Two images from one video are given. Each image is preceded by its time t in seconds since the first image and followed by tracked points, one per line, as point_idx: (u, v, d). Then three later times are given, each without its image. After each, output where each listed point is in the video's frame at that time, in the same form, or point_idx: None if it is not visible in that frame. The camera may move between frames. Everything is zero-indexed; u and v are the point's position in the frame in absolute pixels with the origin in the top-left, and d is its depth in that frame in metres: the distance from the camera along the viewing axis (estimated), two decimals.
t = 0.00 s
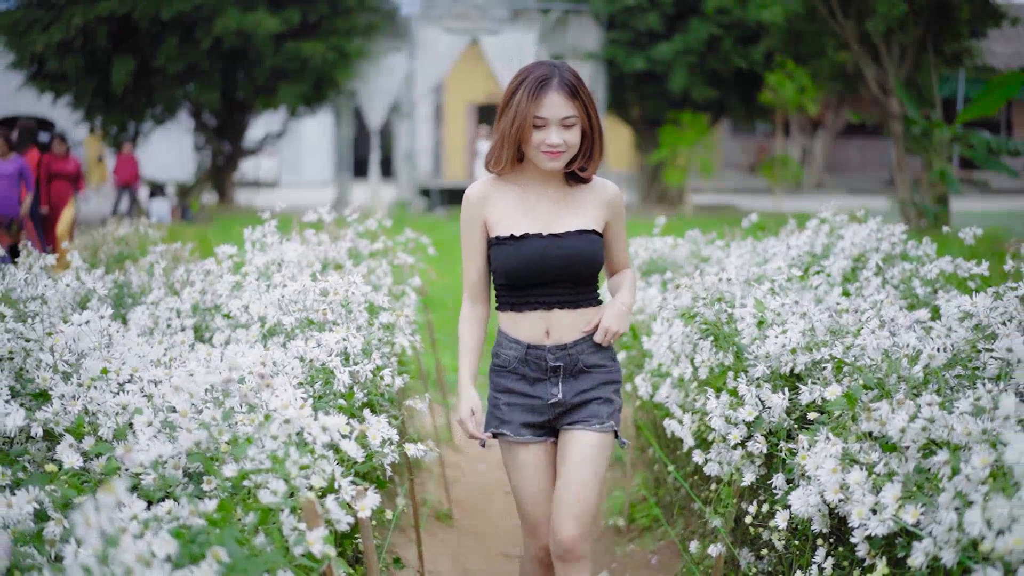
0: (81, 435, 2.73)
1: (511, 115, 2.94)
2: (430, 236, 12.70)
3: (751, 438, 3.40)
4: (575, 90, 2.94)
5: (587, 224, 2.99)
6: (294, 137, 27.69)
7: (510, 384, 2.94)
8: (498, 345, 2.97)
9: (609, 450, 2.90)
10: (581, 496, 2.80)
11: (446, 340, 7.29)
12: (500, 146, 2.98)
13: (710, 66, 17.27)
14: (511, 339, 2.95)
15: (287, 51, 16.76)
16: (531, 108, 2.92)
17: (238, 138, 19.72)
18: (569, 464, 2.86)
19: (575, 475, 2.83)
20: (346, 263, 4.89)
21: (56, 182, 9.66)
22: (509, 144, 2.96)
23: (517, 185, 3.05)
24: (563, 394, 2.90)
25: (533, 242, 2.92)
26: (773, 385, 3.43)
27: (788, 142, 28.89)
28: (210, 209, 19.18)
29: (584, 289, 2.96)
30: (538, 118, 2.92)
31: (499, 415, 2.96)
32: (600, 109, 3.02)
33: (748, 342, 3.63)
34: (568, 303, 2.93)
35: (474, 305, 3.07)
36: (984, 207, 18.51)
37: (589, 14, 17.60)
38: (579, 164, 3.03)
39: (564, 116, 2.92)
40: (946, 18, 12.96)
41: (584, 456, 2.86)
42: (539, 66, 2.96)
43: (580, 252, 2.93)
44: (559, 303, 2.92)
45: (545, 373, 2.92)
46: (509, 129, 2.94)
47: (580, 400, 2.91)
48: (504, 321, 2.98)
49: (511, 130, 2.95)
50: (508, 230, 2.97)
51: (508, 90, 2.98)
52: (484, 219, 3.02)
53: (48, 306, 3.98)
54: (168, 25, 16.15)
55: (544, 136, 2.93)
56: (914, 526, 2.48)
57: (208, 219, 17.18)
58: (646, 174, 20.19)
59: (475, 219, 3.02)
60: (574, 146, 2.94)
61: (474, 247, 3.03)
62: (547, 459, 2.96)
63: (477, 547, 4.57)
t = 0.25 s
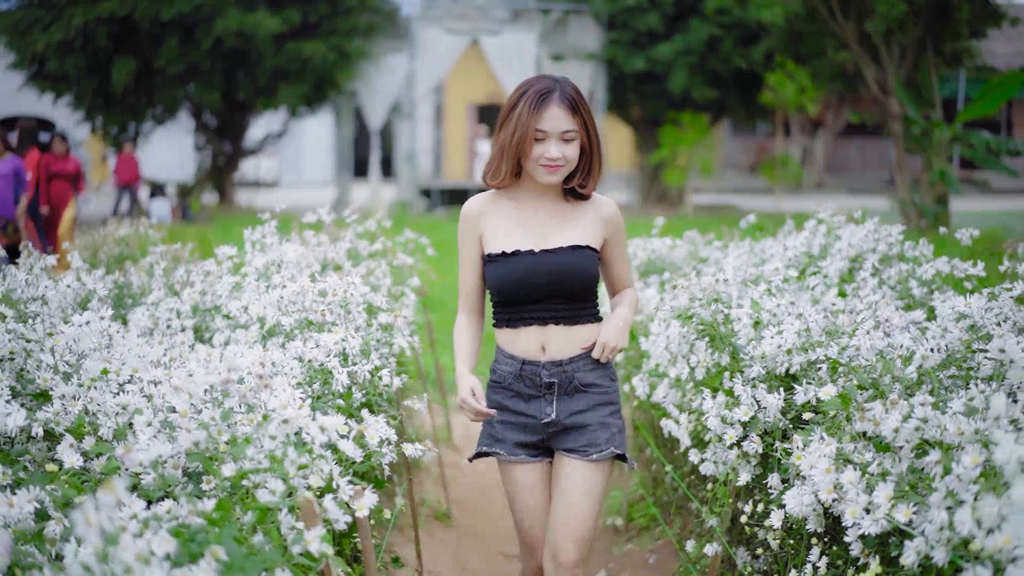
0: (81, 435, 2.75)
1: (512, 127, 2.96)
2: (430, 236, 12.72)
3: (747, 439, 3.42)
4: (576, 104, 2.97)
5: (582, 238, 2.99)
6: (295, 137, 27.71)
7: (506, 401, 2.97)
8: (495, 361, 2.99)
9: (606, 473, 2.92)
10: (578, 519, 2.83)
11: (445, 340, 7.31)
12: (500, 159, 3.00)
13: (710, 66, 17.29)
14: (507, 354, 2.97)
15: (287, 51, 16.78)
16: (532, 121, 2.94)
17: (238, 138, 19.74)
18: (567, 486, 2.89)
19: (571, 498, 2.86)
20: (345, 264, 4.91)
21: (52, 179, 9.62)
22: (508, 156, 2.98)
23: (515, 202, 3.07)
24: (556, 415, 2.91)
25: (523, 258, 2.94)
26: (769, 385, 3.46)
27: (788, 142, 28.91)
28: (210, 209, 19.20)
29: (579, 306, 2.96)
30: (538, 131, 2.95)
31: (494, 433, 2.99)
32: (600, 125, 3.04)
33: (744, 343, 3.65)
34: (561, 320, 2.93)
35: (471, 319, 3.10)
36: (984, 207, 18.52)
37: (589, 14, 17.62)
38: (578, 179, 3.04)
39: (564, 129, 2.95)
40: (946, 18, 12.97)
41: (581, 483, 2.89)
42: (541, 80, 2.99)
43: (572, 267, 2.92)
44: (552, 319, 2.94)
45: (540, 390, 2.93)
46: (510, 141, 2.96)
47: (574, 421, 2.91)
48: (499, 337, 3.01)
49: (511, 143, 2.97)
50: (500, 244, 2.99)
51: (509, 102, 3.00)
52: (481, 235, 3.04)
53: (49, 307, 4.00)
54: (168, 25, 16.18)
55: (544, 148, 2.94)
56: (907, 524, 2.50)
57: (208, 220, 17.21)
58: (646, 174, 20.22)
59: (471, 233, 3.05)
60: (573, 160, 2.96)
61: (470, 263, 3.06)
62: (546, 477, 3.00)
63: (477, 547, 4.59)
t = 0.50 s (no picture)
0: (81, 435, 2.77)
1: (511, 130, 2.98)
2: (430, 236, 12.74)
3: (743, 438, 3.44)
4: (574, 108, 2.99)
5: (583, 243, 3.01)
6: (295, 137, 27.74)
7: (509, 413, 2.93)
8: (496, 375, 2.96)
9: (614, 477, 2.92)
10: (582, 527, 2.82)
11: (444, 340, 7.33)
12: (499, 162, 3.01)
13: (710, 66, 17.31)
14: (510, 366, 2.94)
15: (288, 51, 16.81)
16: (531, 123, 2.96)
17: (238, 138, 19.75)
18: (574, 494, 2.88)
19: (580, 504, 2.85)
20: (344, 264, 4.93)
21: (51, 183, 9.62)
22: (507, 159, 2.99)
23: (513, 206, 3.07)
24: (566, 423, 2.89)
25: (527, 261, 2.93)
26: (765, 386, 3.47)
27: (788, 142, 28.93)
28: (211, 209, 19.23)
29: (582, 311, 2.98)
30: (537, 133, 2.96)
31: (497, 446, 2.94)
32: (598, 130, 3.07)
33: (740, 343, 3.67)
34: (565, 325, 2.94)
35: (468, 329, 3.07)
36: (983, 207, 18.53)
37: (589, 15, 17.62)
38: (575, 185, 3.07)
39: (563, 132, 2.96)
40: (946, 18, 12.97)
41: (592, 487, 2.87)
42: (540, 84, 3.01)
43: (576, 270, 2.94)
44: (556, 323, 2.93)
45: (546, 399, 2.91)
46: (508, 143, 2.97)
47: (583, 427, 2.91)
48: (500, 347, 2.98)
49: (510, 146, 2.98)
50: (503, 249, 2.98)
51: (508, 105, 3.02)
52: (477, 241, 3.02)
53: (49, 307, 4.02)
54: (168, 26, 16.20)
55: (543, 152, 2.96)
56: (900, 524, 2.52)
57: (209, 220, 17.22)
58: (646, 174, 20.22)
59: (467, 238, 3.03)
60: (571, 164, 2.98)
61: (468, 271, 3.04)
62: (546, 494, 2.96)
63: (476, 547, 4.60)
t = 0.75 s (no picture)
0: (80, 436, 2.78)
1: (506, 132, 2.98)
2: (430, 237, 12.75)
3: (739, 440, 3.45)
4: (570, 109, 2.99)
5: (584, 248, 3.03)
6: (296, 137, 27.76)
7: (511, 422, 2.91)
8: (496, 384, 2.94)
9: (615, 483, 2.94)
10: (582, 534, 2.86)
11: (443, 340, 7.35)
12: (495, 165, 3.02)
13: (710, 66, 17.32)
14: (510, 374, 2.92)
15: (288, 51, 16.82)
16: (526, 125, 2.96)
17: (239, 138, 19.77)
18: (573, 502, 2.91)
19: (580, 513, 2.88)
20: (343, 265, 4.94)
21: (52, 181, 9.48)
22: (503, 162, 3.00)
23: (511, 209, 3.07)
24: (570, 429, 2.89)
25: (530, 264, 2.93)
26: (761, 387, 3.49)
27: (788, 142, 28.94)
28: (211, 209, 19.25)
29: (583, 316, 2.98)
30: (533, 135, 2.97)
31: (501, 456, 2.92)
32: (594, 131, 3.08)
33: (737, 344, 3.69)
34: (565, 329, 2.94)
35: (466, 338, 3.07)
36: (984, 207, 18.55)
37: (590, 14, 17.64)
38: (572, 187, 3.08)
39: (558, 134, 2.97)
40: (946, 18, 12.99)
41: (592, 495, 2.90)
42: (536, 86, 3.02)
43: (578, 274, 2.95)
44: (557, 328, 2.93)
45: (548, 407, 2.90)
46: (504, 146, 2.98)
47: (587, 432, 2.91)
48: (501, 355, 2.96)
49: (506, 148, 2.99)
50: (503, 252, 2.97)
51: (503, 107, 3.02)
52: (474, 246, 3.03)
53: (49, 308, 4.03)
54: (169, 26, 16.22)
55: (539, 154, 2.97)
56: (893, 525, 2.53)
57: (209, 220, 17.23)
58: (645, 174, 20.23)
59: (465, 243, 3.03)
60: (567, 166, 2.99)
61: (467, 277, 3.04)
62: (542, 506, 2.95)
63: (475, 547, 4.62)
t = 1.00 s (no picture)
0: (77, 438, 2.80)
1: (501, 132, 2.99)
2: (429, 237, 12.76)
3: (735, 441, 3.46)
4: (565, 108, 3.00)
5: (582, 249, 3.03)
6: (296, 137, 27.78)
7: (508, 424, 2.90)
8: (493, 386, 2.92)
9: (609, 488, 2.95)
10: (580, 541, 2.87)
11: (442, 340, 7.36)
12: (490, 166, 3.03)
13: (709, 67, 17.33)
14: (508, 376, 2.91)
15: (288, 51, 16.83)
16: (521, 125, 2.97)
17: (239, 138, 19.78)
18: (568, 507, 2.92)
19: (578, 517, 2.90)
20: (340, 267, 4.96)
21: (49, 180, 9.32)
22: (498, 162, 3.01)
23: (508, 210, 3.07)
24: (568, 432, 2.89)
25: (528, 265, 2.92)
26: (757, 389, 3.50)
27: (788, 142, 28.95)
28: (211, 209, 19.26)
29: (581, 319, 2.98)
30: (528, 135, 2.98)
31: (497, 457, 2.90)
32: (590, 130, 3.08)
33: (733, 347, 3.70)
34: (564, 331, 2.93)
35: (457, 337, 3.08)
36: (984, 208, 18.53)
37: (590, 15, 17.66)
38: (569, 186, 3.08)
39: (553, 133, 2.98)
40: (946, 19, 12.97)
41: (589, 500, 2.92)
42: (530, 85, 3.02)
43: (577, 275, 2.94)
44: (556, 329, 2.92)
45: (546, 409, 2.89)
46: (499, 146, 2.99)
47: (583, 435, 2.91)
48: (498, 356, 2.94)
49: (500, 148, 2.99)
50: (501, 252, 2.96)
51: (498, 107, 3.03)
52: (472, 248, 3.02)
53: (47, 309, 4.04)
54: (169, 26, 16.23)
55: (534, 153, 2.98)
56: (887, 527, 2.55)
57: (208, 220, 17.23)
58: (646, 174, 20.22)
59: (462, 243, 3.03)
60: (563, 165, 2.99)
61: (464, 278, 3.03)
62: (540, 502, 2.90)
63: (472, 548, 4.63)
